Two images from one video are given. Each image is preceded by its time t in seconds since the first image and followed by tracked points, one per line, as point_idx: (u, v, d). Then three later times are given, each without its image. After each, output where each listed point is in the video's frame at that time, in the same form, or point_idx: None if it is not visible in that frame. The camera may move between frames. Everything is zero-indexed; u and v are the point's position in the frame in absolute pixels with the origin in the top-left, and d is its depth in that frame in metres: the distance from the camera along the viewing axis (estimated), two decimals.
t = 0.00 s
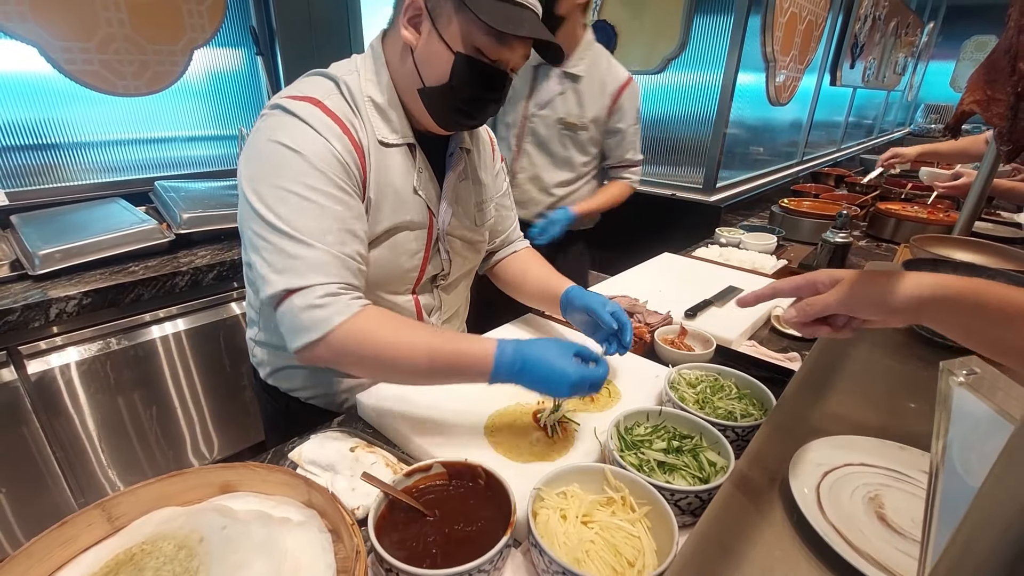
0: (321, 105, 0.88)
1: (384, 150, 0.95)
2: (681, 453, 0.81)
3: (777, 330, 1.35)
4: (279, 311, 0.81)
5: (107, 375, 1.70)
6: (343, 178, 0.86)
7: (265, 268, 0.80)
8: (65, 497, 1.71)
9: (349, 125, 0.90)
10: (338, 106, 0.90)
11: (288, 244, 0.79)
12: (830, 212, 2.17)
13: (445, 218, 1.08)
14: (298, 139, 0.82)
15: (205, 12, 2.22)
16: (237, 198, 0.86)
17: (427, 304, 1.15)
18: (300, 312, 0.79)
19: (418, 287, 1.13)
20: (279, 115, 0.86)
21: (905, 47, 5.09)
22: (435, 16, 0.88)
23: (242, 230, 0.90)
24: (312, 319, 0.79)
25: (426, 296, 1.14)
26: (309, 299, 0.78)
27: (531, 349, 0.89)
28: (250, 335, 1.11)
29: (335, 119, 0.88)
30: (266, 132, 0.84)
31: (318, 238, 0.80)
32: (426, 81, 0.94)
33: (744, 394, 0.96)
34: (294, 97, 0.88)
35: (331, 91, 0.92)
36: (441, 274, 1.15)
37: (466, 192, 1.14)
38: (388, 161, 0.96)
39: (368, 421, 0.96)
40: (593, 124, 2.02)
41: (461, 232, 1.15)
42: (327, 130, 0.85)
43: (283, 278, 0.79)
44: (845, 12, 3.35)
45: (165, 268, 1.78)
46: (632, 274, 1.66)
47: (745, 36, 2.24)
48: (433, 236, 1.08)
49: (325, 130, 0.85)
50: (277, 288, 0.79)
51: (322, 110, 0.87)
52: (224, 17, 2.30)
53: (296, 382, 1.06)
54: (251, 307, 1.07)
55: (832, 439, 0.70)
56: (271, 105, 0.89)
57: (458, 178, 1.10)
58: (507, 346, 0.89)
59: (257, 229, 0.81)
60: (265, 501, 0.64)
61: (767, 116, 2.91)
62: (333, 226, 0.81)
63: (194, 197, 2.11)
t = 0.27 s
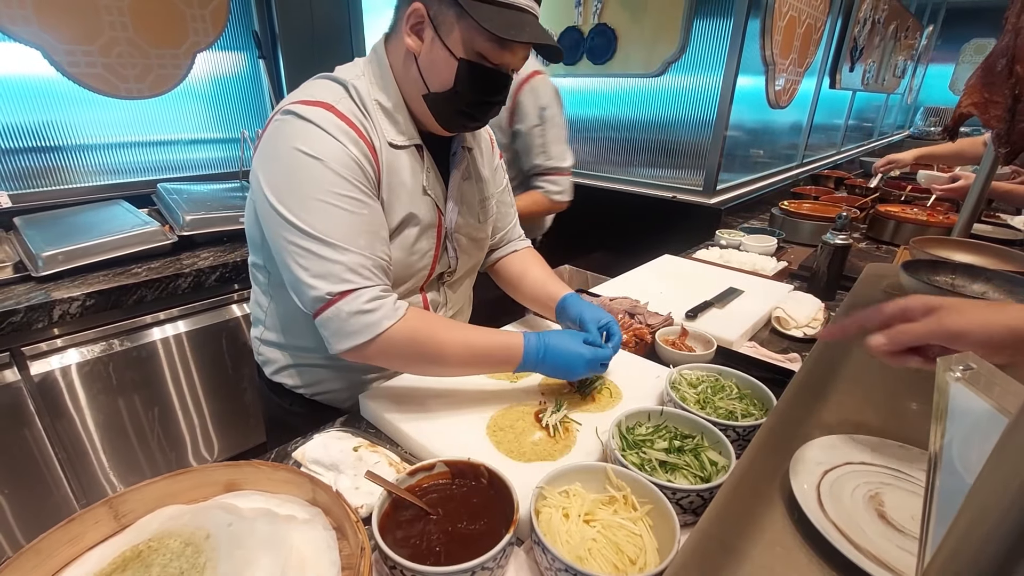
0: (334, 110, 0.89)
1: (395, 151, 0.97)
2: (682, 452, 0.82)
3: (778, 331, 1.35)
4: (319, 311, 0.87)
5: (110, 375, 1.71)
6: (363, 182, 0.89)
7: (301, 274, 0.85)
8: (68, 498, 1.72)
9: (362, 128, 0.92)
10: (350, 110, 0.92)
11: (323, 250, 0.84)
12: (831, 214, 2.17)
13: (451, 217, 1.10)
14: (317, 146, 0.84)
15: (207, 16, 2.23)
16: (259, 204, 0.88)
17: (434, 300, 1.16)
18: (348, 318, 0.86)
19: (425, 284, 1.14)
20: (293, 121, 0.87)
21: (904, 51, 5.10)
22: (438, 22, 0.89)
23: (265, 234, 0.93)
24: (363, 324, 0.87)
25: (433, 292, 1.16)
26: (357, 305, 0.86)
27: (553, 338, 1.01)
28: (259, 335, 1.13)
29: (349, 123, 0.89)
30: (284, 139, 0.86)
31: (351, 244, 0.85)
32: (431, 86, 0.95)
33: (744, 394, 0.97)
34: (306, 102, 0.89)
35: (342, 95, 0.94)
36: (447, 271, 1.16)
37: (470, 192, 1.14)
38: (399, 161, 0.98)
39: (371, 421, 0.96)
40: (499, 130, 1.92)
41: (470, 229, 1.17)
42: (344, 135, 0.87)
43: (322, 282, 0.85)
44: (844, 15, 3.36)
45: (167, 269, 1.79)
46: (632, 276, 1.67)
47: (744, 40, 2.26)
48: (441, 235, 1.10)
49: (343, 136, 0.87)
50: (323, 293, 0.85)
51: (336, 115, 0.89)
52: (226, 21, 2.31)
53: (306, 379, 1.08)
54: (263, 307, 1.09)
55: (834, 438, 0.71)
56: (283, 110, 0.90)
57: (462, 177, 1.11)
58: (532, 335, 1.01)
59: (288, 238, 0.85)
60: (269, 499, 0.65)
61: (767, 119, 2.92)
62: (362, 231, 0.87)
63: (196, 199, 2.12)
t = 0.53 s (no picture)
0: (343, 112, 0.92)
1: (400, 152, 0.99)
2: (685, 451, 0.83)
3: (779, 332, 1.37)
4: (305, 307, 0.88)
5: (116, 377, 1.72)
6: (365, 183, 0.91)
7: (292, 268, 0.87)
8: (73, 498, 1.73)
9: (369, 130, 0.94)
10: (358, 112, 0.94)
11: (315, 246, 0.85)
12: (831, 217, 2.19)
13: (457, 217, 1.11)
14: (322, 145, 0.86)
15: (212, 20, 2.25)
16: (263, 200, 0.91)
17: (439, 300, 1.17)
18: (325, 313, 0.86)
19: (431, 284, 1.15)
20: (303, 121, 0.90)
21: (903, 55, 5.12)
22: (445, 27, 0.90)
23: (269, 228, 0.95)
24: (337, 320, 0.86)
25: (438, 293, 1.17)
26: (334, 301, 0.86)
27: (536, 344, 0.97)
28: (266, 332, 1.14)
29: (356, 125, 0.92)
30: (291, 137, 0.88)
31: (343, 242, 0.86)
32: (438, 89, 0.97)
33: (746, 393, 0.98)
34: (316, 104, 0.92)
35: (351, 98, 0.96)
36: (452, 271, 1.17)
37: (475, 193, 1.16)
38: (404, 162, 1.00)
39: (377, 420, 0.97)
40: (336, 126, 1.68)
41: (473, 232, 1.18)
42: (350, 137, 0.90)
43: (309, 278, 0.85)
44: (844, 18, 3.38)
45: (172, 271, 1.80)
46: (633, 278, 1.68)
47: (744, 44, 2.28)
48: (446, 235, 1.11)
49: (350, 137, 0.89)
50: (303, 290, 0.86)
51: (344, 117, 0.91)
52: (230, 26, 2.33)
53: (313, 377, 1.10)
54: (269, 303, 1.11)
55: (834, 434, 0.72)
56: (294, 110, 0.93)
57: (467, 177, 1.14)
58: (514, 342, 0.97)
59: (283, 232, 0.86)
60: (281, 494, 0.66)
61: (767, 122, 2.94)
62: (356, 230, 0.87)
63: (201, 201, 2.14)
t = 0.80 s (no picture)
0: (365, 123, 0.98)
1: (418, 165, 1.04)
2: (692, 444, 0.88)
3: (779, 334, 1.43)
4: (331, 300, 0.88)
5: (133, 377, 1.81)
6: (384, 187, 0.95)
7: (319, 262, 0.89)
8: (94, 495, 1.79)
9: (389, 140, 1.00)
10: (378, 124, 1.00)
11: (339, 239, 0.87)
12: (829, 222, 2.25)
13: (468, 226, 1.17)
14: (345, 150, 0.91)
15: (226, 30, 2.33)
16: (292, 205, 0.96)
17: (454, 304, 1.23)
18: (349, 299, 0.86)
19: (445, 289, 1.21)
20: (327, 132, 0.96)
21: (901, 60, 5.19)
22: (461, 49, 0.96)
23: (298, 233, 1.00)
24: (360, 306, 0.86)
25: (453, 297, 1.23)
26: (360, 287, 0.86)
27: (551, 408, 0.85)
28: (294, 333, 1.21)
29: (377, 134, 0.97)
30: (317, 147, 0.94)
31: (365, 234, 0.88)
32: (453, 106, 1.03)
33: (748, 391, 1.04)
34: (339, 117, 0.98)
35: (372, 111, 1.02)
36: (466, 277, 1.23)
37: (487, 204, 1.22)
38: (422, 174, 1.05)
39: (398, 416, 1.02)
40: (256, 125, 1.50)
41: (483, 238, 1.23)
42: (371, 144, 0.95)
43: (334, 269, 0.87)
44: (842, 25, 3.45)
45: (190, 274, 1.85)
46: (637, 282, 1.74)
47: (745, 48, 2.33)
48: (459, 242, 1.17)
49: (371, 141, 0.95)
50: (330, 276, 0.87)
51: (366, 127, 0.97)
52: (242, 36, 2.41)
53: (336, 376, 1.15)
54: (296, 306, 1.18)
55: (829, 427, 0.78)
56: (319, 125, 0.99)
57: (481, 188, 1.19)
58: (529, 395, 0.85)
59: (310, 229, 0.90)
60: (321, 481, 0.71)
61: (766, 128, 3.00)
62: (378, 225, 0.90)
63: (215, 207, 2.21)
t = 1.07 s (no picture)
0: (412, 143, 1.09)
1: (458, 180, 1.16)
2: (708, 426, 0.99)
3: (783, 331, 1.55)
4: (384, 302, 0.99)
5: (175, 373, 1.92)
6: (430, 202, 1.06)
7: (373, 268, 1.00)
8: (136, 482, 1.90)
9: (434, 158, 1.11)
10: (424, 144, 1.11)
11: (392, 249, 0.99)
12: (830, 227, 2.37)
13: (502, 232, 1.30)
14: (396, 170, 1.03)
15: (255, 46, 2.62)
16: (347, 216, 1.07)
17: (488, 302, 1.34)
18: (401, 301, 0.97)
19: (480, 289, 1.32)
20: (379, 152, 1.07)
21: (901, 68, 5.31)
22: (513, 86, 1.08)
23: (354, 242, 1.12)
24: (411, 308, 0.97)
25: (488, 297, 1.34)
26: (411, 291, 0.97)
27: (584, 374, 0.97)
28: (341, 327, 1.33)
29: (423, 154, 1.09)
30: (371, 165, 1.05)
31: (414, 245, 0.99)
32: (506, 135, 1.15)
33: (755, 379, 1.15)
34: (390, 138, 1.10)
35: (417, 132, 1.13)
36: (499, 278, 1.35)
37: (518, 211, 1.34)
38: (462, 188, 1.17)
39: (438, 402, 1.13)
40: (180, 158, 1.45)
41: (516, 243, 1.36)
42: (419, 164, 1.06)
43: (387, 275, 0.99)
44: (843, 35, 3.56)
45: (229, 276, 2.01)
46: (649, 283, 1.86)
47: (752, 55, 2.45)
48: (494, 248, 1.29)
49: (418, 161, 1.06)
50: (384, 282, 0.98)
51: (414, 148, 1.08)
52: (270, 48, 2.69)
53: (380, 367, 1.27)
54: (342, 304, 1.30)
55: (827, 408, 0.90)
56: (371, 144, 1.11)
57: (511, 198, 1.31)
58: (564, 366, 0.97)
59: (365, 240, 1.02)
60: (389, 451, 0.82)
61: (769, 136, 3.12)
62: (425, 237, 1.01)
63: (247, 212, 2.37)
